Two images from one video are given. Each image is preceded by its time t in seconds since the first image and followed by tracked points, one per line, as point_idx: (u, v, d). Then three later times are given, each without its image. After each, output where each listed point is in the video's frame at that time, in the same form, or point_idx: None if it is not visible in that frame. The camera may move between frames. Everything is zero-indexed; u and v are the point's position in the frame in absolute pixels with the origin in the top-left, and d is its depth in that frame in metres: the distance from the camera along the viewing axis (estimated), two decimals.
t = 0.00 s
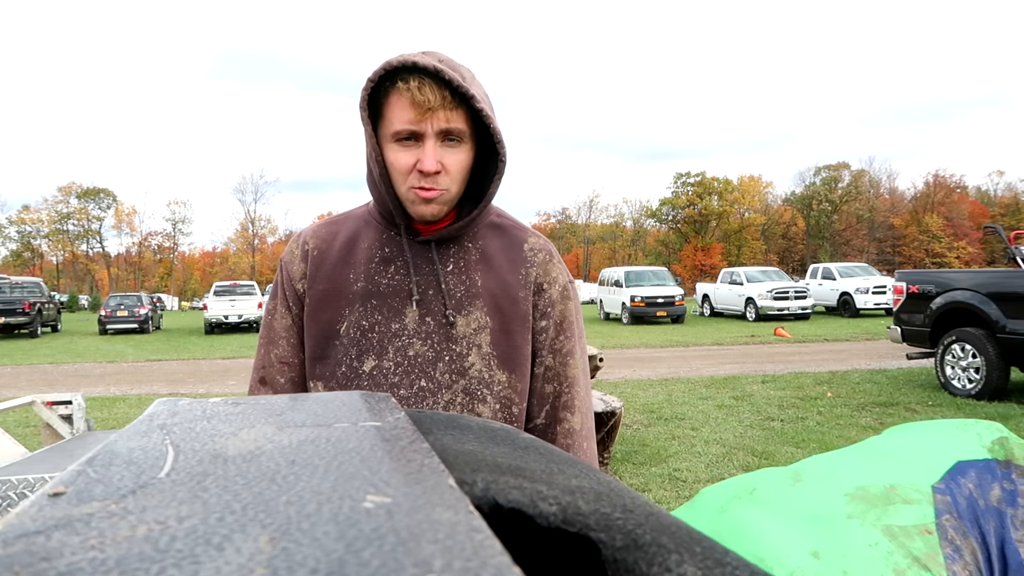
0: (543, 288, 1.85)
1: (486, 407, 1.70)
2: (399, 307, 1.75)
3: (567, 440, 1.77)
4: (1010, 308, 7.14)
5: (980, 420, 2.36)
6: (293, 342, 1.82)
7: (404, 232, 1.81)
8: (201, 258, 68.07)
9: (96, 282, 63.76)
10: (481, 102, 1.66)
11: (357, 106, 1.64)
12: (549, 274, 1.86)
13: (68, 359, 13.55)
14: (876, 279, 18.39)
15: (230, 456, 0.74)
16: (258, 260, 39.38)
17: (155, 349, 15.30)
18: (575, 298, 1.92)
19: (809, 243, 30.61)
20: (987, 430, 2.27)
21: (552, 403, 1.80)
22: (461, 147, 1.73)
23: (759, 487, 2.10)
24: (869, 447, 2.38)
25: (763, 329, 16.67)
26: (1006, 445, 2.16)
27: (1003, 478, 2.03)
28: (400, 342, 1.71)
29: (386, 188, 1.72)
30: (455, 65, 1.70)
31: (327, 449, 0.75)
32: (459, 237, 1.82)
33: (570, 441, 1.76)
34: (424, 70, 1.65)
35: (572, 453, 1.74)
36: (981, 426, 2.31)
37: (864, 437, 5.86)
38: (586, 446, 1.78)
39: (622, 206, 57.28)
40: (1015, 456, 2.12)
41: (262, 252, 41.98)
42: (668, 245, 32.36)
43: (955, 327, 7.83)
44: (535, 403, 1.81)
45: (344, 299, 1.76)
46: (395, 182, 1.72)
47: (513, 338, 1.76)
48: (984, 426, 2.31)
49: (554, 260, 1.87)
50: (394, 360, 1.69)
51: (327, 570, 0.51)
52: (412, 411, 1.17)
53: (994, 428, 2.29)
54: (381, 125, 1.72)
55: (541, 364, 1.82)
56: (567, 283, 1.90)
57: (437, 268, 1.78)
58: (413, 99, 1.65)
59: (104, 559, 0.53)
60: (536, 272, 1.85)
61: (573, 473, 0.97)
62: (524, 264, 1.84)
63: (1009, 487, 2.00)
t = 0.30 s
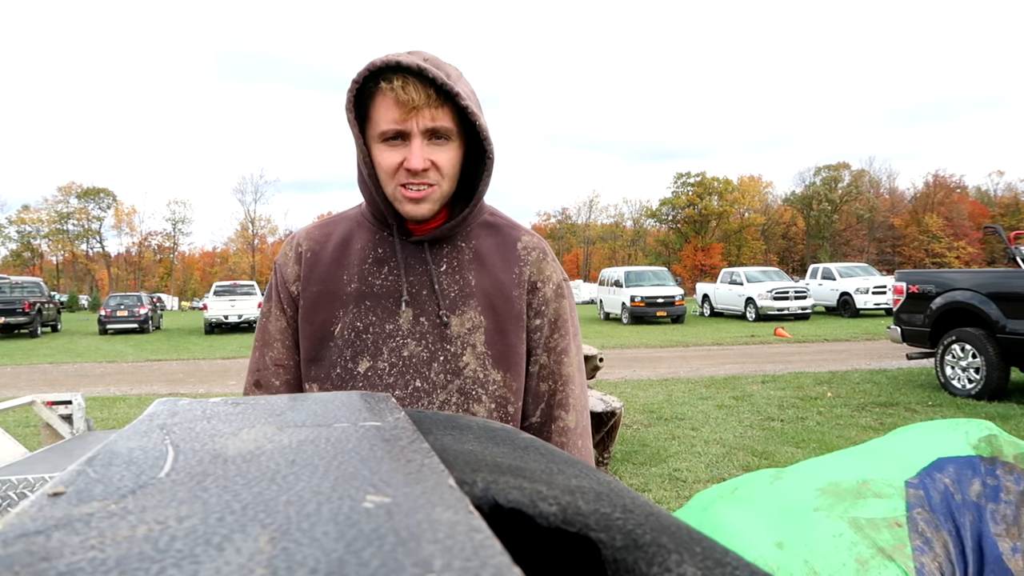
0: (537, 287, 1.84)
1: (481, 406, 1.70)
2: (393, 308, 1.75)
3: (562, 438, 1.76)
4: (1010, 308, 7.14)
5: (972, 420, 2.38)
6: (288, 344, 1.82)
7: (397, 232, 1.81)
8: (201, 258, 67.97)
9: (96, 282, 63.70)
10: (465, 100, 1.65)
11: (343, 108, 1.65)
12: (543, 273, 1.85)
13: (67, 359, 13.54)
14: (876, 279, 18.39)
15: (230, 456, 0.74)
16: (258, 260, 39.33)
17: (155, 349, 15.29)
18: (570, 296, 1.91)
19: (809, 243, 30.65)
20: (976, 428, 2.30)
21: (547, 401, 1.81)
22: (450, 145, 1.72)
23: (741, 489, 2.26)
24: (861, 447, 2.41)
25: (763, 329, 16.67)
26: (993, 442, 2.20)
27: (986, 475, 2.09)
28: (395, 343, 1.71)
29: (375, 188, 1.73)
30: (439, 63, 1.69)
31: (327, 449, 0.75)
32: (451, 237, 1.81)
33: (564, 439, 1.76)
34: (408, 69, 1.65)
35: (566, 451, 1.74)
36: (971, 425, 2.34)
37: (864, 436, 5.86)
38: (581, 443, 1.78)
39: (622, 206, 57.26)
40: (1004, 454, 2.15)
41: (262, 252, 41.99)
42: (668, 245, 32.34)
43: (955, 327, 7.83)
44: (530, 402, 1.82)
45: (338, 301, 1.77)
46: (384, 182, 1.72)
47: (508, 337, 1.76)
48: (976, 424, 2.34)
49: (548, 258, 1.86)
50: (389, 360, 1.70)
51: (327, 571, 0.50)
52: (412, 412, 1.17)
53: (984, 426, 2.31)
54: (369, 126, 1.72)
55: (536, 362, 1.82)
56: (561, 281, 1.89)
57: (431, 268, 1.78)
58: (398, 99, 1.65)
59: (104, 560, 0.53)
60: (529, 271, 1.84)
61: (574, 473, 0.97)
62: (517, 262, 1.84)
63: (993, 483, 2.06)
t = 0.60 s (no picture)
0: (532, 286, 1.84)
1: (477, 407, 1.70)
2: (388, 310, 1.75)
3: (559, 437, 1.76)
4: (1010, 308, 7.14)
5: (975, 425, 2.38)
6: (283, 347, 1.82)
7: (391, 234, 1.81)
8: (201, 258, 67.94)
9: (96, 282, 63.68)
10: (456, 103, 1.64)
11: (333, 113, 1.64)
12: (538, 272, 1.85)
13: (67, 359, 13.54)
14: (876, 279, 18.39)
15: (229, 455, 0.74)
16: (258, 260, 39.30)
17: (155, 349, 15.29)
18: (565, 295, 1.91)
19: (809, 243, 30.64)
20: (978, 435, 2.29)
21: (544, 400, 1.80)
22: (441, 149, 1.71)
23: (736, 483, 2.28)
24: (860, 448, 2.41)
25: (763, 329, 16.66)
26: (994, 450, 2.20)
27: (985, 482, 2.10)
28: (390, 344, 1.71)
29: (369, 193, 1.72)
30: (430, 66, 1.68)
31: (327, 449, 0.75)
32: (445, 237, 1.81)
33: (561, 438, 1.75)
34: (398, 73, 1.64)
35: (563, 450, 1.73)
36: (973, 432, 2.33)
37: (864, 436, 5.86)
38: (578, 442, 1.77)
39: (622, 206, 57.27)
40: (1005, 461, 2.16)
41: (262, 252, 42.01)
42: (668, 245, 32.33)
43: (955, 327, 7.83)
44: (527, 400, 1.81)
45: (334, 302, 1.77)
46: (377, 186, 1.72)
47: (504, 337, 1.76)
48: (977, 430, 2.33)
49: (543, 258, 1.86)
50: (385, 362, 1.70)
51: (326, 570, 0.51)
52: (413, 412, 1.17)
53: (986, 432, 2.32)
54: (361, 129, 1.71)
55: (532, 361, 1.81)
56: (557, 280, 1.89)
57: (425, 269, 1.78)
58: (389, 103, 1.64)
59: (104, 560, 0.53)
60: (524, 271, 1.84)
61: (574, 473, 0.97)
62: (513, 262, 1.83)
63: (991, 491, 2.08)
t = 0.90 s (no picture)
0: (508, 282, 1.80)
1: (461, 407, 1.65)
2: (367, 315, 1.68)
3: (542, 428, 1.74)
4: (1010, 307, 7.14)
5: (978, 448, 2.31)
6: (259, 356, 1.75)
7: (365, 243, 1.73)
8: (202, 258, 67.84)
9: (96, 282, 63.66)
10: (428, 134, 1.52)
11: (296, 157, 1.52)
12: (513, 267, 1.82)
13: (67, 359, 13.54)
14: (876, 279, 18.38)
15: (229, 456, 0.74)
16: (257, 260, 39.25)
17: (155, 349, 15.29)
18: (540, 289, 1.88)
19: (809, 243, 30.67)
20: (983, 463, 2.21)
21: (525, 392, 1.78)
22: (414, 173, 1.60)
23: (732, 517, 2.11)
24: (856, 474, 2.31)
25: (763, 329, 16.67)
26: (999, 481, 2.13)
27: (988, 522, 2.02)
28: (370, 350, 1.65)
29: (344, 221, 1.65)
30: (394, 93, 1.52)
31: (326, 450, 0.75)
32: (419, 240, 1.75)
33: (545, 429, 1.74)
34: (360, 110, 1.48)
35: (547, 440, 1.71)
36: (977, 457, 2.26)
37: (864, 436, 5.86)
38: (561, 434, 1.75)
39: (622, 206, 57.29)
40: (1008, 496, 2.09)
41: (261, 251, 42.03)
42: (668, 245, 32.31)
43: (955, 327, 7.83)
44: (508, 394, 1.78)
45: (309, 310, 1.69)
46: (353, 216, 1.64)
47: (483, 335, 1.72)
48: (977, 457, 2.26)
49: (517, 253, 1.83)
50: (366, 368, 1.63)
51: (327, 570, 0.51)
52: (412, 412, 1.17)
53: (990, 459, 2.24)
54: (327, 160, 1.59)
55: (511, 355, 1.79)
56: (531, 273, 1.86)
57: (402, 271, 1.71)
58: (355, 143, 1.51)
59: (104, 559, 0.53)
60: (499, 268, 1.80)
61: (573, 473, 0.97)
62: (487, 260, 1.80)
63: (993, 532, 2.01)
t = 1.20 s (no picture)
0: (462, 285, 1.78)
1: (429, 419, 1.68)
2: (326, 342, 1.67)
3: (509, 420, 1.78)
4: (1010, 307, 7.13)
5: (976, 457, 2.32)
6: (215, 388, 1.73)
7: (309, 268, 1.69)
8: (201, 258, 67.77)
9: (96, 283, 63.63)
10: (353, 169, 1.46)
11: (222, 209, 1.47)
12: (464, 268, 1.79)
13: (67, 359, 13.54)
14: (876, 279, 18.38)
15: (229, 456, 0.74)
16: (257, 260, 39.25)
17: (155, 349, 15.29)
18: (494, 282, 1.86)
19: (808, 243, 30.71)
20: (978, 472, 2.21)
21: (489, 385, 1.80)
22: (347, 204, 1.55)
23: (725, 525, 2.18)
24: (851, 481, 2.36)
25: (763, 329, 16.67)
26: (995, 491, 2.09)
27: (981, 533, 1.97)
28: (334, 376, 1.66)
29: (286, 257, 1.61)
30: (313, 128, 1.45)
31: (322, 451, 0.75)
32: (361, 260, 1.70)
33: (512, 421, 1.78)
34: (278, 155, 1.42)
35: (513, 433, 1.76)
36: (974, 467, 2.25)
37: (864, 436, 5.86)
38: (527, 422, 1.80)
39: (622, 206, 57.30)
40: (1004, 506, 2.05)
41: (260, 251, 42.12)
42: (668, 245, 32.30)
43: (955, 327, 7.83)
44: (471, 388, 1.81)
45: (266, 343, 1.68)
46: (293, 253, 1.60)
47: (444, 344, 1.72)
48: (974, 467, 2.25)
49: (468, 252, 1.80)
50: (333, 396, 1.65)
51: (327, 570, 0.51)
52: (412, 412, 1.17)
53: (988, 469, 2.23)
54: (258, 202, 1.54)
55: (471, 353, 1.80)
56: (484, 269, 1.83)
57: (355, 293, 1.69)
58: (279, 188, 1.45)
59: (104, 559, 0.53)
60: (452, 272, 1.77)
61: (574, 473, 0.97)
62: (439, 266, 1.77)
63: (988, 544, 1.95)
